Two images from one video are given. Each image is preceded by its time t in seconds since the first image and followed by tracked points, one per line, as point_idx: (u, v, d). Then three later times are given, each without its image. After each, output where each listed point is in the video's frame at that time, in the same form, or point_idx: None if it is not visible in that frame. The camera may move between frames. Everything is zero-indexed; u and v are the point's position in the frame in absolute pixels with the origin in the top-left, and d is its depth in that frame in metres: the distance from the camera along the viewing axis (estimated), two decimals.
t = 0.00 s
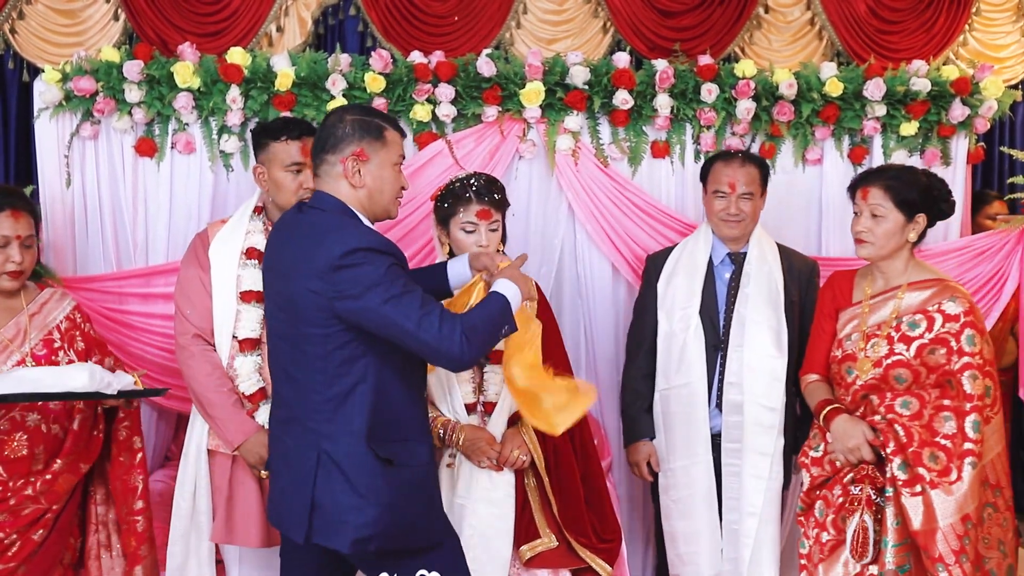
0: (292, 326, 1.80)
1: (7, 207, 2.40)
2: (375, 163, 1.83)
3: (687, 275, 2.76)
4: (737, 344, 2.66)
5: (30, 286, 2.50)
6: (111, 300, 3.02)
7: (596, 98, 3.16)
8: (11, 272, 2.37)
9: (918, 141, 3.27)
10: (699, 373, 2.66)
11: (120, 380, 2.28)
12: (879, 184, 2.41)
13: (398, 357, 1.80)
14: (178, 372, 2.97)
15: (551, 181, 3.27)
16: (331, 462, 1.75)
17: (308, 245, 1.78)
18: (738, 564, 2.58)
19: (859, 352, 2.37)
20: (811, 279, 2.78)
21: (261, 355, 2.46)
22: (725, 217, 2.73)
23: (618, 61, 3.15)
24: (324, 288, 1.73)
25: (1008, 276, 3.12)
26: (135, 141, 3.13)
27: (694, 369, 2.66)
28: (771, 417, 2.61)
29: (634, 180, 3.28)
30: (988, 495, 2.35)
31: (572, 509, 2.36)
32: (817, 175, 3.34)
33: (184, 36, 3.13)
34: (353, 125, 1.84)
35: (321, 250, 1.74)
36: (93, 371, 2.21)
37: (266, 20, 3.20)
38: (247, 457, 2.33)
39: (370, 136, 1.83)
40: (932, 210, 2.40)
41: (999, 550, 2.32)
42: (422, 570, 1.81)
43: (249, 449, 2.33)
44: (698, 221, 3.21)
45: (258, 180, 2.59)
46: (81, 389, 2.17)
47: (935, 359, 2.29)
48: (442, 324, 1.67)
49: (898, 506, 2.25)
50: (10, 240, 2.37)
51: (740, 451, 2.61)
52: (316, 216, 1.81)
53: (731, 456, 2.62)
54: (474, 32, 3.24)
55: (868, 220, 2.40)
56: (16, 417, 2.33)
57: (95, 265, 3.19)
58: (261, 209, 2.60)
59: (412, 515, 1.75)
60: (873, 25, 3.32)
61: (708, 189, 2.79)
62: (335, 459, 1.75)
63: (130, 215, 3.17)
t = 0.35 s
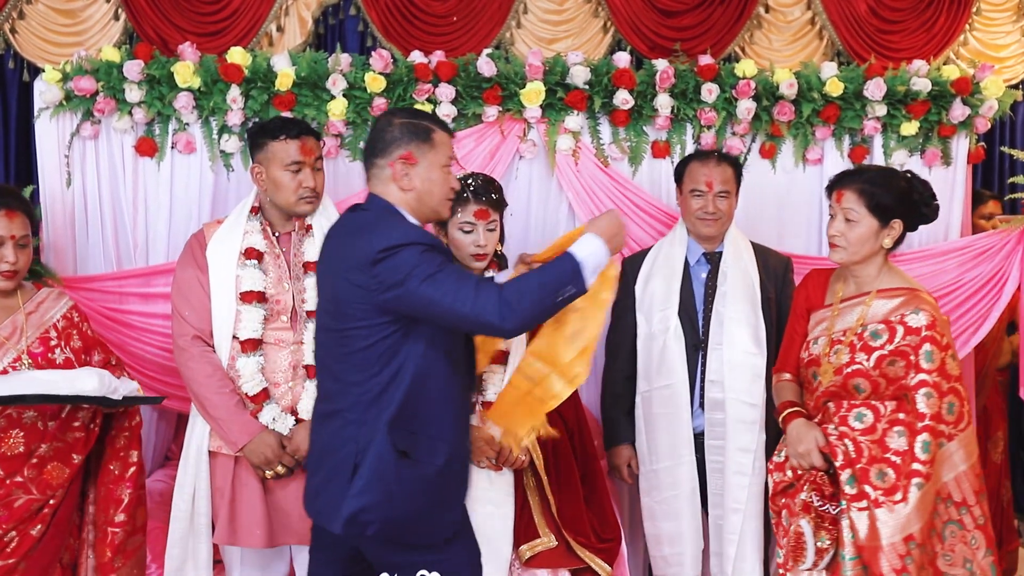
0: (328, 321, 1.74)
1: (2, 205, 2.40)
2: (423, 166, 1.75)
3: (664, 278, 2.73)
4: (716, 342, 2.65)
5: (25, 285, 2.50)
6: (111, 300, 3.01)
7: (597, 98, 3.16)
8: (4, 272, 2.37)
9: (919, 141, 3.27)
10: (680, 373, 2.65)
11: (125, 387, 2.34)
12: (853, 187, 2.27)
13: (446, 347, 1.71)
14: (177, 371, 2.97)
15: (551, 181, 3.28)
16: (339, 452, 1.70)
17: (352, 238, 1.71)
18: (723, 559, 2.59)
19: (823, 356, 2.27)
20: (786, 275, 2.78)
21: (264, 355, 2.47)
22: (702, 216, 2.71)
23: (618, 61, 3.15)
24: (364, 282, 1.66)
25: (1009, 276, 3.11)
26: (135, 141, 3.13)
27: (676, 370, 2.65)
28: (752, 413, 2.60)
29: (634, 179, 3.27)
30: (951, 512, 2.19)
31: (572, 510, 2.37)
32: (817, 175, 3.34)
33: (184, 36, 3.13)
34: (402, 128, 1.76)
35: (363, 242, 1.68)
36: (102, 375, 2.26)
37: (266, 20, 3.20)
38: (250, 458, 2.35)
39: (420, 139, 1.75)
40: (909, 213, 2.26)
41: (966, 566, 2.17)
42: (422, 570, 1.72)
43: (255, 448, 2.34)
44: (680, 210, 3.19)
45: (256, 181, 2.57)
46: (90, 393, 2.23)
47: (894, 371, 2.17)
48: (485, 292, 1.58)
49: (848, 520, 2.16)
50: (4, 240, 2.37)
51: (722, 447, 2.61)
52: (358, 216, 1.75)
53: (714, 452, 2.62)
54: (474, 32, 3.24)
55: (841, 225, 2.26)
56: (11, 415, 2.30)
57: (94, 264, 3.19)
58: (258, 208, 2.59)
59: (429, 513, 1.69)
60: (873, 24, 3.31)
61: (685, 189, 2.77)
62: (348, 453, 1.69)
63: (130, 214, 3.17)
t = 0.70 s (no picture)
0: (405, 304, 1.75)
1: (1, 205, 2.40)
2: (524, 172, 1.74)
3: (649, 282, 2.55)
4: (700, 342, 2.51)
5: (28, 286, 2.50)
6: (113, 300, 3.02)
7: (599, 98, 3.16)
8: (2, 271, 2.37)
9: (921, 142, 3.27)
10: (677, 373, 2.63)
11: (132, 394, 2.32)
12: (803, 192, 2.13)
13: (537, 323, 1.69)
14: (179, 372, 2.97)
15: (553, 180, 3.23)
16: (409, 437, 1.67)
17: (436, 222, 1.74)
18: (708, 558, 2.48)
19: (795, 360, 2.22)
20: (768, 273, 2.76)
21: (267, 355, 2.48)
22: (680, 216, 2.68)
23: (621, 62, 3.15)
24: (452, 260, 1.68)
25: (1011, 277, 3.08)
26: (138, 141, 3.13)
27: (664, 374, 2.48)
28: (737, 411, 2.47)
29: (638, 180, 3.29)
30: (907, 519, 2.07)
31: (574, 510, 2.36)
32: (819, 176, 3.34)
33: (187, 37, 3.13)
34: (507, 132, 1.74)
35: (449, 223, 1.70)
36: (110, 385, 2.25)
37: (269, 20, 3.20)
38: (254, 458, 2.35)
39: (525, 146, 1.74)
40: (864, 211, 2.16)
41: None
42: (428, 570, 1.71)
43: (258, 450, 2.34)
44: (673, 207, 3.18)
45: (258, 180, 2.58)
46: (99, 403, 2.21)
47: (859, 373, 2.08)
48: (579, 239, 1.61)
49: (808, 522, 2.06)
50: (3, 240, 2.37)
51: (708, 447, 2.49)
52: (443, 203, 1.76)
53: (699, 452, 2.51)
54: (476, 32, 3.24)
55: (794, 232, 2.15)
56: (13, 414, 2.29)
57: (98, 265, 3.19)
58: (261, 209, 2.59)
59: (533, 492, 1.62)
60: (875, 25, 3.31)
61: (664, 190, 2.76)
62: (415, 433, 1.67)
63: (133, 215, 3.18)
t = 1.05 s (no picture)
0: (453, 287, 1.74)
1: None
2: (583, 185, 1.77)
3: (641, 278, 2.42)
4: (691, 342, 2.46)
5: (31, 285, 2.50)
6: (113, 300, 3.02)
7: (598, 98, 3.16)
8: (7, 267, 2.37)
9: (920, 142, 3.27)
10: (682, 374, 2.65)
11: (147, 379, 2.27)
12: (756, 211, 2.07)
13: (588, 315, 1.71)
14: (179, 371, 2.97)
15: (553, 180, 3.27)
16: (436, 416, 1.66)
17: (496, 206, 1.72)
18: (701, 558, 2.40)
19: (777, 363, 2.19)
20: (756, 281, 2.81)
21: (268, 354, 2.48)
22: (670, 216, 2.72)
23: (620, 62, 3.16)
24: (518, 240, 1.66)
25: (1010, 277, 3.10)
26: (138, 141, 3.14)
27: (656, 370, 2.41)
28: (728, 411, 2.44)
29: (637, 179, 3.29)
30: (903, 513, 2.06)
31: (574, 511, 2.36)
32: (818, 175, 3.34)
33: (186, 37, 3.13)
34: (572, 145, 1.78)
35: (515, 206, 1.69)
36: (128, 368, 2.19)
37: (268, 20, 3.21)
38: (253, 458, 2.35)
39: (588, 163, 1.77)
40: (821, 213, 2.04)
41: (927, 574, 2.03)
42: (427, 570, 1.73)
43: (257, 450, 2.34)
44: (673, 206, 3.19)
45: (258, 180, 2.59)
46: (118, 386, 2.16)
47: (843, 372, 2.06)
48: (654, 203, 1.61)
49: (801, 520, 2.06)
50: (3, 235, 2.38)
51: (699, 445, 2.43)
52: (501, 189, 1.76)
53: (690, 451, 2.44)
54: (476, 32, 3.24)
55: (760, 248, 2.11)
56: (16, 414, 2.32)
57: (97, 265, 3.20)
58: (261, 209, 2.59)
59: (551, 482, 1.63)
60: (874, 25, 3.32)
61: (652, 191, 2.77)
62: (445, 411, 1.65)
63: (132, 214, 3.18)
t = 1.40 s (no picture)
0: (485, 286, 1.75)
1: None
2: (629, 205, 1.81)
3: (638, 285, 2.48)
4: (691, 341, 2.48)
5: (36, 285, 2.49)
6: (114, 299, 3.02)
7: (598, 98, 3.16)
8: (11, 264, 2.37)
9: (921, 141, 3.27)
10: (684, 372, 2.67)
11: (162, 370, 2.28)
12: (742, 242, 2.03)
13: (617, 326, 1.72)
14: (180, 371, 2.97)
15: (553, 180, 3.28)
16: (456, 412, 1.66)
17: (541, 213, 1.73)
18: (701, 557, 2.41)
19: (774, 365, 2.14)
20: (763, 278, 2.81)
21: (269, 354, 2.48)
22: (671, 215, 2.73)
23: (620, 61, 3.16)
24: (567, 249, 1.66)
25: (1011, 276, 3.10)
26: (138, 140, 3.13)
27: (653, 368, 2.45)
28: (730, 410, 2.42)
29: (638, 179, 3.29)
30: (906, 507, 1.98)
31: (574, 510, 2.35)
32: (818, 175, 3.34)
33: (186, 36, 3.13)
34: (620, 164, 1.80)
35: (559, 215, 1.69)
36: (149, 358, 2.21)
37: (268, 19, 3.21)
38: (255, 457, 2.35)
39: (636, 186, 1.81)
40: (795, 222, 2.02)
41: (937, 567, 1.94)
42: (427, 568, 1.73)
43: (258, 450, 2.35)
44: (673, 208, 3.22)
45: (259, 179, 2.59)
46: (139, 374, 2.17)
47: (834, 372, 2.00)
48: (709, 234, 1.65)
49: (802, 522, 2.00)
50: (5, 232, 2.38)
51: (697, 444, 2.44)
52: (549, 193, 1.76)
53: (689, 450, 2.45)
54: (476, 31, 3.24)
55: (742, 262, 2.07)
56: (22, 412, 2.32)
57: (98, 264, 3.19)
58: (262, 208, 2.59)
59: (570, 491, 1.67)
60: (874, 24, 3.32)
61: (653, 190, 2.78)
62: (464, 411, 1.66)
63: (133, 214, 3.18)
